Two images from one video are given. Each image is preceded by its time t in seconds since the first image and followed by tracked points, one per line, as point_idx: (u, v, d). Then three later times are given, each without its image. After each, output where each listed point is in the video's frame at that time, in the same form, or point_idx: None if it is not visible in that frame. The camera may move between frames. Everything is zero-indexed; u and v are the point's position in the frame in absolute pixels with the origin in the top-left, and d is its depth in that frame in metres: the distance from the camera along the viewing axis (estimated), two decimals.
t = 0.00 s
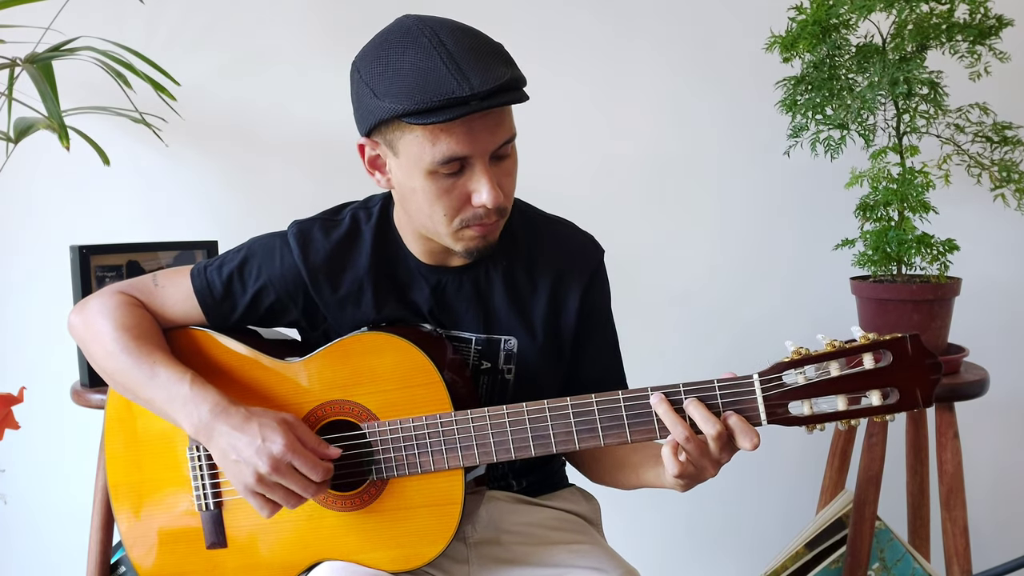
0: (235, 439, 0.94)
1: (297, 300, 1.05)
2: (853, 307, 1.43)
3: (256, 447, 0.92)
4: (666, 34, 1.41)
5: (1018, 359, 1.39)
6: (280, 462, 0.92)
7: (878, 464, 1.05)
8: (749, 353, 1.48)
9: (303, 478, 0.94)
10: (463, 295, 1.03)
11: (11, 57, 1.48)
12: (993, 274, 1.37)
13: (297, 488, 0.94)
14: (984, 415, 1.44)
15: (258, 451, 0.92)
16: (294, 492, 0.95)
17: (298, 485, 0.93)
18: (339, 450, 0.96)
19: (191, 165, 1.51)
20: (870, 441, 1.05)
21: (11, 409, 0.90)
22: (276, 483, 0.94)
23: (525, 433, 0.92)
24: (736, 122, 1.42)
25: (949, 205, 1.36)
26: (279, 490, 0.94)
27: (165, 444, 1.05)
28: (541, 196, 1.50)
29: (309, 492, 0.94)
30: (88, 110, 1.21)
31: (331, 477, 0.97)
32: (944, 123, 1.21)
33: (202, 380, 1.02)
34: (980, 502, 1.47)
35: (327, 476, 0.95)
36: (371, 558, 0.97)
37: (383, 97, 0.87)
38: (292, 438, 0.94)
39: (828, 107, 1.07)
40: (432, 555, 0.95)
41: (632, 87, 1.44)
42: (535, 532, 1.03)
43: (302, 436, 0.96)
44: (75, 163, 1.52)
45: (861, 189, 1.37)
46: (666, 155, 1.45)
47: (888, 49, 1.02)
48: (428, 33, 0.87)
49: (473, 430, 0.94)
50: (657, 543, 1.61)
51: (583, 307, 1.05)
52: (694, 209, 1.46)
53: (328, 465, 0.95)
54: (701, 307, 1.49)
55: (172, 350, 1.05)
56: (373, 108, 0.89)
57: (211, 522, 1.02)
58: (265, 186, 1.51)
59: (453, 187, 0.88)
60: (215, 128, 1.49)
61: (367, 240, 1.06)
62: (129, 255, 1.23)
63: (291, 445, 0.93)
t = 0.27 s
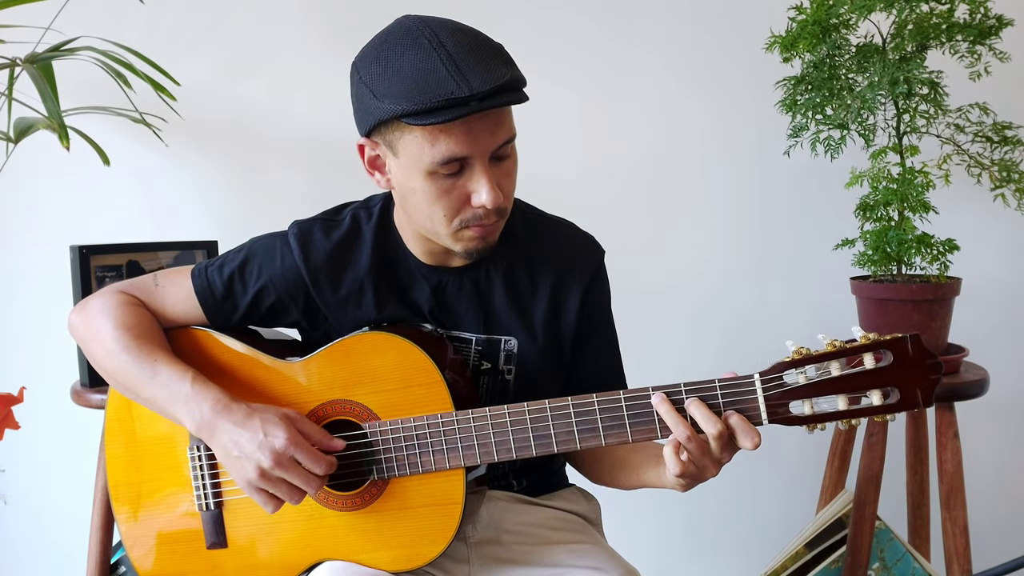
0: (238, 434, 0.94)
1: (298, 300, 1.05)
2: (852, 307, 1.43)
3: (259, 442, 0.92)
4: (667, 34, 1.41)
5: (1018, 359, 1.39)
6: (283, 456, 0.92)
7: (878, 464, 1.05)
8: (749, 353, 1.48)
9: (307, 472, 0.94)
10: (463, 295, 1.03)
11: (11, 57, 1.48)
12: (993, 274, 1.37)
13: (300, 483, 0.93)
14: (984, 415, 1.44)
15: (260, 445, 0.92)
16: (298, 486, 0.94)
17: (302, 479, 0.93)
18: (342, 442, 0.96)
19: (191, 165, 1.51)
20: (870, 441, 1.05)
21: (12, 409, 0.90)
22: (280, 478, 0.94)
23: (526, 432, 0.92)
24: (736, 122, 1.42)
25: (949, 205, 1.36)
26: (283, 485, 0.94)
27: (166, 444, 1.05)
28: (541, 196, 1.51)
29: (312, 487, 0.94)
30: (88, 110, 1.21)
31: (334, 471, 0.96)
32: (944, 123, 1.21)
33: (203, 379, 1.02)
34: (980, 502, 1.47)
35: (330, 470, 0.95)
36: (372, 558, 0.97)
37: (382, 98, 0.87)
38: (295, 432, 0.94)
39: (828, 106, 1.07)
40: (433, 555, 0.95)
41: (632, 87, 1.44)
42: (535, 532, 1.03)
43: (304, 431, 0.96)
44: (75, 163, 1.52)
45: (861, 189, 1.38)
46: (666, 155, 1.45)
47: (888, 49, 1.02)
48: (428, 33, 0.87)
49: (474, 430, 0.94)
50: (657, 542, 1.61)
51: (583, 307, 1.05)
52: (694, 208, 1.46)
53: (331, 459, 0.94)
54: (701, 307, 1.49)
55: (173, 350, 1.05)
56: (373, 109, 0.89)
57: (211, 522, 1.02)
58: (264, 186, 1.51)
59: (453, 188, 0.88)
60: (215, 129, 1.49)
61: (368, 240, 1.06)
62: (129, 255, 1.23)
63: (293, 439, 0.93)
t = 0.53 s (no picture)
0: (238, 436, 0.94)
1: (298, 300, 1.05)
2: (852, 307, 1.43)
3: (258, 444, 0.92)
4: (667, 34, 1.41)
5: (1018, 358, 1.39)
6: (282, 459, 0.92)
7: (878, 464, 1.05)
8: (749, 353, 1.48)
9: (306, 474, 0.94)
10: (464, 296, 1.03)
11: (11, 57, 1.48)
12: (993, 273, 1.37)
13: (299, 484, 0.93)
14: (984, 415, 1.44)
15: (260, 447, 0.92)
16: (297, 487, 0.95)
17: (301, 480, 0.93)
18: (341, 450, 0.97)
19: (191, 165, 1.51)
20: (870, 441, 1.05)
21: (12, 409, 0.90)
22: (279, 480, 0.94)
23: (526, 433, 0.92)
24: (736, 122, 1.42)
25: (949, 204, 1.36)
26: (281, 486, 0.94)
27: (166, 443, 1.05)
28: (541, 196, 1.51)
29: (311, 488, 0.94)
30: (88, 110, 1.21)
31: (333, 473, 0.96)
32: (944, 123, 1.21)
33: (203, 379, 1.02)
34: (980, 502, 1.47)
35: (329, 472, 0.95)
36: (371, 558, 0.97)
37: (384, 103, 0.87)
38: (294, 434, 0.94)
39: (828, 107, 1.07)
40: (432, 555, 0.95)
41: (632, 87, 1.44)
42: (535, 532, 1.03)
43: (304, 433, 0.96)
44: (75, 163, 1.52)
45: (861, 189, 1.38)
46: (666, 154, 1.45)
47: (888, 49, 1.02)
48: (430, 38, 0.87)
49: (474, 430, 0.94)
50: (656, 542, 1.61)
51: (584, 308, 1.05)
52: (694, 208, 1.46)
53: (330, 462, 0.94)
54: (701, 307, 1.49)
55: (173, 351, 1.05)
56: (375, 114, 0.89)
57: (211, 522, 1.02)
58: (265, 186, 1.51)
59: (455, 192, 0.88)
60: (215, 129, 1.49)
61: (368, 240, 1.06)
62: (129, 255, 1.23)
63: (292, 442, 0.93)
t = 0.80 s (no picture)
0: (237, 435, 0.94)
1: (298, 300, 1.05)
2: (852, 307, 1.43)
3: (257, 442, 0.92)
4: (667, 34, 1.41)
5: (1018, 359, 1.39)
6: (281, 457, 0.92)
7: (878, 464, 1.05)
8: (749, 353, 1.48)
9: (305, 473, 0.94)
10: (464, 295, 1.03)
11: (11, 57, 1.48)
12: (993, 273, 1.37)
13: (299, 482, 0.93)
14: (984, 415, 1.44)
15: (259, 445, 0.92)
16: (296, 486, 0.94)
17: (300, 478, 0.93)
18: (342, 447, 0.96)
19: (191, 165, 1.51)
20: (870, 441, 1.05)
21: (11, 409, 0.90)
22: (278, 478, 0.94)
23: (526, 433, 0.92)
24: (736, 122, 1.42)
25: (949, 205, 1.36)
26: (281, 485, 0.94)
27: (166, 441, 1.05)
28: (541, 196, 1.51)
29: (309, 487, 0.94)
30: (88, 110, 1.21)
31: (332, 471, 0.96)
32: (944, 123, 1.21)
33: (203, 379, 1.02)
34: (980, 502, 1.47)
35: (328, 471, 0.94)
36: (371, 558, 0.97)
37: (386, 95, 0.87)
38: (294, 433, 0.94)
39: (828, 107, 1.07)
40: (432, 556, 0.95)
41: (632, 87, 1.44)
42: (535, 532, 1.03)
43: (303, 431, 0.96)
44: (75, 163, 1.52)
45: (861, 189, 1.38)
46: (666, 154, 1.45)
47: (888, 49, 1.02)
48: (431, 31, 0.87)
49: (474, 430, 0.94)
50: (656, 543, 1.61)
51: (584, 308, 1.05)
52: (694, 209, 1.46)
53: (330, 460, 0.94)
54: (700, 307, 1.49)
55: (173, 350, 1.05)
56: (377, 106, 0.89)
57: (211, 522, 1.02)
58: (264, 186, 1.51)
59: (457, 185, 0.88)
60: (215, 129, 1.49)
61: (368, 240, 1.06)
62: (129, 255, 1.23)
63: (291, 439, 0.93)
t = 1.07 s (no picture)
0: (237, 434, 0.94)
1: (298, 300, 1.05)
2: (852, 307, 1.43)
3: (257, 442, 0.92)
4: (666, 34, 1.41)
5: (1018, 359, 1.39)
6: (282, 456, 0.92)
7: (878, 464, 1.05)
8: (749, 353, 1.48)
9: (306, 473, 0.94)
10: (463, 295, 1.03)
11: (11, 56, 1.48)
12: (993, 273, 1.37)
13: (299, 483, 0.93)
14: (984, 415, 1.44)
15: (259, 445, 0.92)
16: (296, 486, 0.94)
17: (301, 478, 0.93)
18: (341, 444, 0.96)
19: (191, 165, 1.51)
20: (870, 441, 1.05)
21: (12, 409, 0.90)
22: (279, 478, 0.94)
23: (525, 432, 0.92)
24: (736, 122, 1.42)
25: (949, 205, 1.36)
26: (282, 484, 0.94)
27: (166, 441, 1.05)
28: (541, 195, 1.51)
29: (311, 488, 0.94)
30: (88, 110, 1.20)
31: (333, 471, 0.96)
32: (944, 123, 1.21)
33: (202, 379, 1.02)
34: (980, 502, 1.47)
35: (329, 470, 0.95)
36: (371, 558, 0.97)
37: (382, 101, 0.87)
38: (294, 433, 0.94)
39: (828, 106, 1.07)
40: (432, 556, 0.95)
41: (632, 87, 1.44)
42: (535, 532, 1.03)
43: (303, 432, 0.96)
44: (75, 163, 1.52)
45: (861, 189, 1.38)
46: (666, 154, 1.45)
47: (888, 49, 1.02)
48: (427, 36, 0.87)
49: (474, 430, 0.94)
50: (657, 542, 1.61)
51: (583, 308, 1.05)
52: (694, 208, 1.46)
53: (330, 459, 0.94)
54: (701, 307, 1.49)
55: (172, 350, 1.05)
56: (372, 111, 0.89)
57: (211, 522, 1.02)
58: (264, 186, 1.51)
59: (454, 189, 0.88)
60: (215, 129, 1.49)
61: (367, 240, 1.06)
62: (129, 255, 1.23)
63: (292, 439, 0.93)
